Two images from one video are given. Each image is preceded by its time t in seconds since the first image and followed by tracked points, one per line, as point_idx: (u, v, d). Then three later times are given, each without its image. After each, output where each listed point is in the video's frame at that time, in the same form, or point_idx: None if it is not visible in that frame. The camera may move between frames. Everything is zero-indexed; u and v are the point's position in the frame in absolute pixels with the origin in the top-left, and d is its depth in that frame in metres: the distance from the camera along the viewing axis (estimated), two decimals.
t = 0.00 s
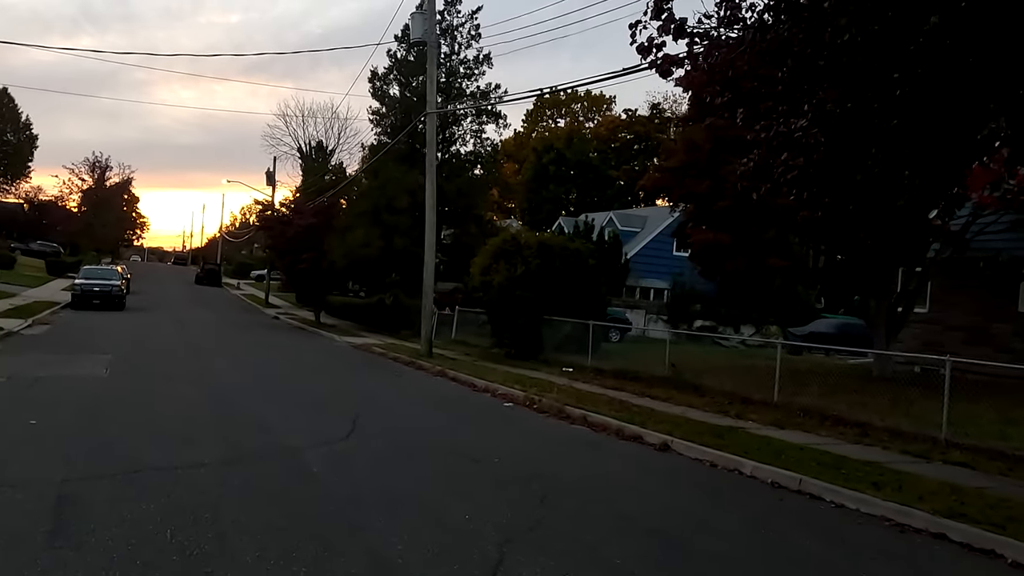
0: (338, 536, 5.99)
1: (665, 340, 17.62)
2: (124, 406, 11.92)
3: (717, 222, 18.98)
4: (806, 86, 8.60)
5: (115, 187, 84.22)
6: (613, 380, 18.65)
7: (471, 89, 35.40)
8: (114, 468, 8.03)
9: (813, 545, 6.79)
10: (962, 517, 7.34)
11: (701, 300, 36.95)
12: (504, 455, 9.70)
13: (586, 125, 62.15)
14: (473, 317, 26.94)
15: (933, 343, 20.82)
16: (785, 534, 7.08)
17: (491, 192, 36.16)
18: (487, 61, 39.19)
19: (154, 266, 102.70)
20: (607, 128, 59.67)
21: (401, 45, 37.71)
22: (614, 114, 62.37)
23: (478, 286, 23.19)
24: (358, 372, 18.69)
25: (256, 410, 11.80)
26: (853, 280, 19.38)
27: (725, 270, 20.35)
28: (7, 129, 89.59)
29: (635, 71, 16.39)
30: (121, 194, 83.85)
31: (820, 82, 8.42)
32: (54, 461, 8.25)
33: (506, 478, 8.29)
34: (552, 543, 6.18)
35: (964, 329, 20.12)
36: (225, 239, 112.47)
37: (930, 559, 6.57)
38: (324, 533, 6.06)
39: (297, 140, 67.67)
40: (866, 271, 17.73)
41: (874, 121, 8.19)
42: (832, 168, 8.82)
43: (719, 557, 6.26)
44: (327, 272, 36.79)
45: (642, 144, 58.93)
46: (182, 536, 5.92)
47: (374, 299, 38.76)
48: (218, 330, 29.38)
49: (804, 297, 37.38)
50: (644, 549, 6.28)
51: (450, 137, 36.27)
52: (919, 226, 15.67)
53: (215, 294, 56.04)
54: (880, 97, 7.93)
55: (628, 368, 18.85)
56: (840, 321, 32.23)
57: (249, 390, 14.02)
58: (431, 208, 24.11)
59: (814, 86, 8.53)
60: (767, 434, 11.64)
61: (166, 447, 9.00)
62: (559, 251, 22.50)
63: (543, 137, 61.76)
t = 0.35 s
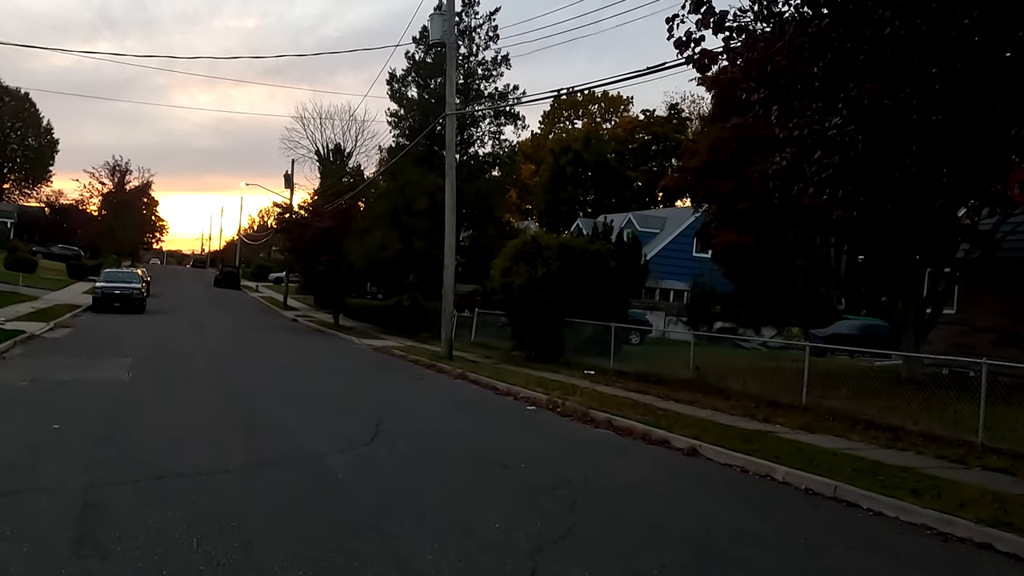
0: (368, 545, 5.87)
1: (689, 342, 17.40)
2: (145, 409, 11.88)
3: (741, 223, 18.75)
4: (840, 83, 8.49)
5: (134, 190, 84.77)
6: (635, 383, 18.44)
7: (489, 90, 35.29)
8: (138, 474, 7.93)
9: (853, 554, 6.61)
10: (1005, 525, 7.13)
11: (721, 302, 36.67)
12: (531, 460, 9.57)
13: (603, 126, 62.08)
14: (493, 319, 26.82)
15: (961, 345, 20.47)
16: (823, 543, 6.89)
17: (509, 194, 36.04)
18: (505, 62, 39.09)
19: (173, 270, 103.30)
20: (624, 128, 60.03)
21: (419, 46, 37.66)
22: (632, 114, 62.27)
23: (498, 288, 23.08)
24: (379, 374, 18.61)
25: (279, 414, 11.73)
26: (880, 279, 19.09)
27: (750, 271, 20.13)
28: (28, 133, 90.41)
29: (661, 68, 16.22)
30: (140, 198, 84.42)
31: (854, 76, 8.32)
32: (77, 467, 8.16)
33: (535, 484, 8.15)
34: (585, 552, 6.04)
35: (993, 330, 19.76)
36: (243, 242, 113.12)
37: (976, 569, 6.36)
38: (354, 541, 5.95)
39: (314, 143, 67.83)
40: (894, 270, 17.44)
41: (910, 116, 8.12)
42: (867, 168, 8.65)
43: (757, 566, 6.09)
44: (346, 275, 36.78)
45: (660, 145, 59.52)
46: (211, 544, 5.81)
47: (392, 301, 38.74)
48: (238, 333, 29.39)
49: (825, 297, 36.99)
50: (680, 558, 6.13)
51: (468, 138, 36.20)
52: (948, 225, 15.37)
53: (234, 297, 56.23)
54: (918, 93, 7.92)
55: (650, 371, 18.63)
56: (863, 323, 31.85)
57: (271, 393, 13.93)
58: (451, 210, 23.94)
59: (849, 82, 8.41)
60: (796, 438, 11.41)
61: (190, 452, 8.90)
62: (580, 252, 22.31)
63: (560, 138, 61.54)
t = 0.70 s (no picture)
0: (392, 557, 5.69)
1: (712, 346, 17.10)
2: (163, 415, 11.77)
3: (764, 225, 18.48)
4: (874, 80, 8.35)
5: (153, 195, 85.20)
6: (657, 388, 18.15)
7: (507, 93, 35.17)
8: (155, 482, 7.79)
9: (892, 568, 6.37)
10: None
11: (741, 306, 36.35)
12: (555, 468, 9.36)
13: (620, 129, 61.94)
14: (511, 323, 26.63)
15: (988, 349, 20.10)
16: (861, 556, 6.65)
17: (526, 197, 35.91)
18: (522, 65, 38.98)
19: (192, 274, 103.75)
20: (642, 131, 60.31)
21: (437, 49, 37.58)
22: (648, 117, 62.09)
23: (517, 291, 22.99)
24: (397, 379, 18.45)
25: (297, 419, 11.56)
26: (907, 280, 18.74)
27: (775, 273, 19.86)
28: (48, 139, 91.12)
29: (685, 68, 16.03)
30: (160, 202, 84.90)
31: (888, 74, 8.17)
32: (93, 474, 8.04)
33: (560, 494, 7.95)
34: (615, 565, 5.85)
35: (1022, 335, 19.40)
36: (261, 246, 113.55)
37: None
38: (378, 553, 5.76)
39: (331, 147, 67.93)
40: (922, 273, 17.12)
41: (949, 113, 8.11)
42: (903, 164, 8.66)
43: None
44: (363, 278, 36.68)
45: (679, 148, 59.60)
46: (229, 556, 5.63)
47: (410, 305, 38.64)
48: (256, 337, 29.34)
49: (847, 301, 36.58)
50: (714, 571, 5.92)
51: (486, 141, 36.14)
52: (979, 227, 15.04)
53: (251, 301, 56.32)
54: (953, 92, 7.90)
55: (671, 376, 18.35)
56: (886, 327, 31.43)
57: (289, 398, 13.79)
58: (469, 213, 23.73)
59: (883, 80, 8.28)
60: (825, 446, 11.13)
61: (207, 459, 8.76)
62: (600, 256, 22.03)
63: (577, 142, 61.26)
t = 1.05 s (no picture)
0: (408, 568, 5.51)
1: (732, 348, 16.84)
2: (177, 419, 11.67)
3: (784, 227, 18.27)
4: (905, 76, 8.27)
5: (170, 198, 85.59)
6: (676, 392, 17.90)
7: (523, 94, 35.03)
8: (168, 488, 7.67)
9: None
10: None
11: (759, 308, 36.03)
12: (575, 475, 9.16)
13: (636, 131, 61.68)
14: (527, 326, 26.44)
15: (1013, 352, 19.73)
16: (893, 568, 6.42)
17: (542, 198, 35.75)
18: (539, 66, 38.83)
19: (209, 276, 104.20)
20: (658, 133, 60.02)
21: (452, 51, 37.49)
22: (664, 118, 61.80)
23: (534, 294, 22.83)
24: (412, 382, 18.30)
25: (313, 424, 11.43)
26: (930, 283, 18.42)
27: (796, 275, 19.62)
28: (67, 142, 91.74)
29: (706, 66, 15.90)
30: (176, 206, 85.29)
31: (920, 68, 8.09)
32: (107, 480, 7.94)
33: (581, 503, 7.76)
34: None
35: None
36: (277, 249, 113.90)
37: None
38: (394, 564, 5.58)
39: (347, 149, 67.99)
40: (947, 274, 16.83)
41: (984, 108, 8.07)
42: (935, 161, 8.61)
43: None
44: (379, 281, 36.59)
45: (695, 149, 59.69)
46: (242, 567, 5.46)
47: (425, 307, 38.52)
48: (272, 340, 29.31)
49: (867, 303, 36.13)
50: None
51: (502, 143, 36.05)
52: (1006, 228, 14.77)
53: (268, 304, 56.40)
54: (987, 86, 7.83)
55: (690, 380, 18.10)
56: (907, 329, 30.98)
57: (305, 402, 13.66)
58: (486, 215, 23.60)
59: (915, 75, 8.20)
60: (851, 452, 10.87)
61: (222, 465, 8.63)
62: (617, 258, 21.78)
63: (592, 143, 60.89)
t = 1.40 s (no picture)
0: None
1: (750, 352, 16.61)
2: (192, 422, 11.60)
3: (804, 229, 18.12)
4: (932, 75, 8.15)
5: (184, 202, 86.06)
6: (692, 396, 17.68)
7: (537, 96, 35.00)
8: (182, 493, 7.57)
9: None
10: None
11: (775, 311, 35.80)
12: (594, 480, 9.01)
13: (649, 133, 61.55)
14: (541, 328, 26.34)
15: None
16: None
17: (555, 200, 35.64)
18: (553, 68, 38.76)
19: (223, 280, 104.67)
20: (671, 135, 59.22)
21: (465, 54, 37.43)
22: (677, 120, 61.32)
23: (549, 297, 22.70)
24: (426, 385, 18.19)
25: (328, 429, 11.32)
26: (950, 284, 18.18)
27: (815, 277, 19.41)
28: (82, 147, 92.38)
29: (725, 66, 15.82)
30: (191, 209, 85.72)
31: (947, 66, 7.97)
32: (121, 485, 7.86)
33: (600, 510, 7.61)
34: None
35: None
36: (290, 252, 114.34)
37: None
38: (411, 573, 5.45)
39: (361, 153, 68.18)
40: (969, 276, 16.60)
41: (1015, 106, 7.97)
42: (963, 162, 8.47)
43: None
44: (392, 284, 36.53)
45: (708, 151, 58.80)
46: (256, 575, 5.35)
47: (439, 310, 38.45)
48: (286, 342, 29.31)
49: (884, 306, 35.79)
50: None
51: (516, 145, 36.07)
52: None
53: (282, 307, 56.56)
54: (1016, 84, 7.70)
55: (707, 384, 17.89)
56: (925, 332, 30.67)
57: (319, 406, 13.56)
58: (501, 217, 23.58)
59: (942, 74, 8.08)
60: (874, 457, 10.68)
61: (236, 470, 8.53)
62: (632, 260, 21.64)
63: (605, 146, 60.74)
